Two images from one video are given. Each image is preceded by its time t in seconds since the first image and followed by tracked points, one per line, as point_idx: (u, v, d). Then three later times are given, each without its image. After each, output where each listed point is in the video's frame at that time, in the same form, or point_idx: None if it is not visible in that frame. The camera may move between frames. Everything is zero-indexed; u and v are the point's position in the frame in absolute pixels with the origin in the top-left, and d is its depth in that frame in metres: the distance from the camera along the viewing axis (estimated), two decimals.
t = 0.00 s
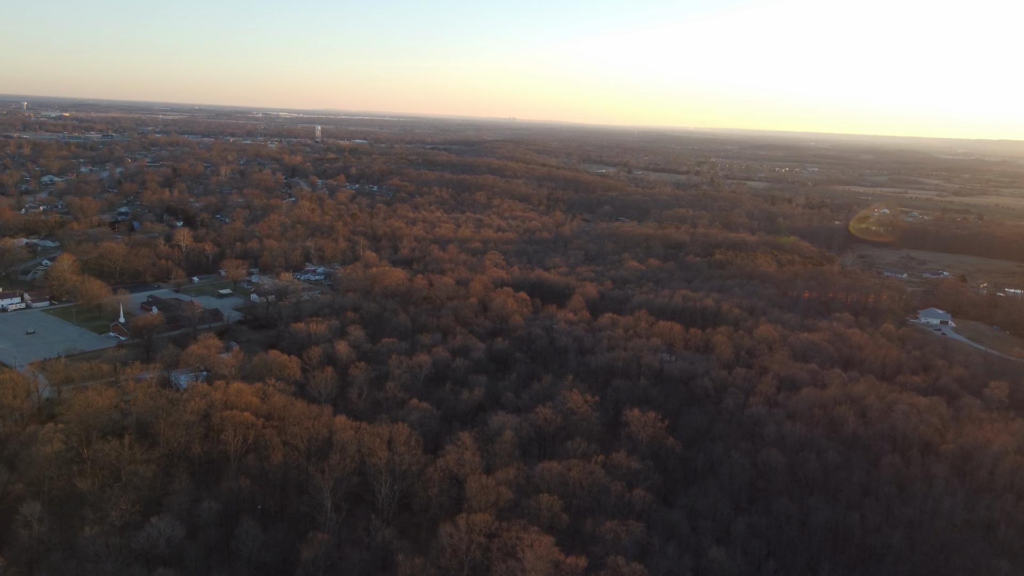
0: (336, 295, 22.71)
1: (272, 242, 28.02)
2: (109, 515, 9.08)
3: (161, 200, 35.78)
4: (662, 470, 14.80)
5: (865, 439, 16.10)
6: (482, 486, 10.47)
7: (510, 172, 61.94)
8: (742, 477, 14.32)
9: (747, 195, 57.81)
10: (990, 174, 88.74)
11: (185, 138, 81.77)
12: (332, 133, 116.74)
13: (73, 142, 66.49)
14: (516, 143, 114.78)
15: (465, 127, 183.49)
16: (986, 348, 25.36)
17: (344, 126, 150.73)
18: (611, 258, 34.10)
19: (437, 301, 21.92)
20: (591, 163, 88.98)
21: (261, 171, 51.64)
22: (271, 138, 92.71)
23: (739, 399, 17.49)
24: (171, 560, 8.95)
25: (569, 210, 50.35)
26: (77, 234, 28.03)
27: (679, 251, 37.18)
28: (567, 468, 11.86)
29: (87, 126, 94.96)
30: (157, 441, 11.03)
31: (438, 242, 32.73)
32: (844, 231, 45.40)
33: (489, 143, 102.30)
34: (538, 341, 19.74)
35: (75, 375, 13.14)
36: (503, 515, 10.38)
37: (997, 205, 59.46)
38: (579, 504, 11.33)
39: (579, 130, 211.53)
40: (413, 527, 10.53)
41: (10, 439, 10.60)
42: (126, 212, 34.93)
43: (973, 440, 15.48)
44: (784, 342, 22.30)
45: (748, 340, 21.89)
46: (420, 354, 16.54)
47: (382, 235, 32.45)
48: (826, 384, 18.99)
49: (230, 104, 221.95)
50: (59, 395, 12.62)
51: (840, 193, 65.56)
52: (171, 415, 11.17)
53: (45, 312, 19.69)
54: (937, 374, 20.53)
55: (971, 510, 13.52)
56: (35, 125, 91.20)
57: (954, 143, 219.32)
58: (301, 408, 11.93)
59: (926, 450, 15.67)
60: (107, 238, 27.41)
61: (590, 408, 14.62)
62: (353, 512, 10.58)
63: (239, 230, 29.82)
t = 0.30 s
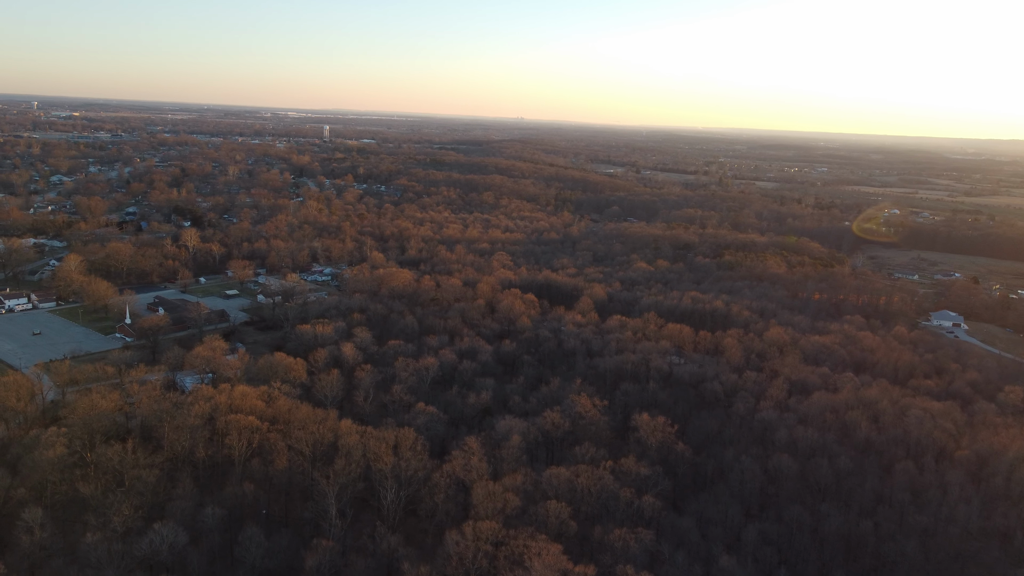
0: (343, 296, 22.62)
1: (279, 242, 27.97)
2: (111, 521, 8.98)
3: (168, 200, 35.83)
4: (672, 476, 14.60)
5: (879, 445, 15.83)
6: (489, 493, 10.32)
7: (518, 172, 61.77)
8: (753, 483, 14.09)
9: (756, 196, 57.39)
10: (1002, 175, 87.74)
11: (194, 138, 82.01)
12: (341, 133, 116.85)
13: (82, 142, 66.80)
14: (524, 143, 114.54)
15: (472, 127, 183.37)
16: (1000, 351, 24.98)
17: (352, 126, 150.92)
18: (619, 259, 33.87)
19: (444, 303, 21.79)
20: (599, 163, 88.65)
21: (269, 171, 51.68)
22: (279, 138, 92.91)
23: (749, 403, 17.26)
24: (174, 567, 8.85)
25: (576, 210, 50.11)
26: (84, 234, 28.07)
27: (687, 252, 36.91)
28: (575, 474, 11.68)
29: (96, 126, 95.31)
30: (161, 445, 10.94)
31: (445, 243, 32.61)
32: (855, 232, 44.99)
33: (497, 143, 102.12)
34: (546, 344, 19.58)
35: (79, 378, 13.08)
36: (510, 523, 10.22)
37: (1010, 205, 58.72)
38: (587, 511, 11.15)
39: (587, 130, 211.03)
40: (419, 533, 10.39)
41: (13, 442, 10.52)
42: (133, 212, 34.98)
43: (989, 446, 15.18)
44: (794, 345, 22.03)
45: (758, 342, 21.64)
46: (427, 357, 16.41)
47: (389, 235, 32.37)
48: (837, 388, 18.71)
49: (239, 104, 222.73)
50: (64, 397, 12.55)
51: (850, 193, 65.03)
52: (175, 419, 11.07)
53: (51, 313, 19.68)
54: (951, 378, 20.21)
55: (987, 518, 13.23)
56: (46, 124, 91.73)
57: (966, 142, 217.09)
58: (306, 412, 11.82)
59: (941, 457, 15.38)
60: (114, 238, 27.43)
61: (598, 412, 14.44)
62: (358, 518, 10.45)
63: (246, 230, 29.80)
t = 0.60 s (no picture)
0: (348, 297, 22.53)
1: (284, 243, 27.92)
2: (112, 527, 8.89)
3: (175, 201, 35.87)
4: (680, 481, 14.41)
5: (891, 450, 15.58)
6: (495, 499, 10.18)
7: (525, 172, 61.59)
8: (763, 490, 13.88)
9: (764, 196, 56.96)
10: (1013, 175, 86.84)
11: (202, 138, 82.21)
12: (348, 133, 116.94)
13: (90, 142, 67.08)
14: (531, 143, 114.27)
15: (479, 127, 183.22)
16: (1012, 354, 24.61)
17: (359, 125, 151.02)
18: (626, 260, 33.67)
19: (450, 305, 21.66)
20: (606, 163, 88.33)
21: (275, 170, 51.72)
22: (286, 138, 93.00)
23: (759, 407, 17.05)
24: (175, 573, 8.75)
25: (583, 211, 49.89)
26: (91, 234, 28.09)
27: (695, 253, 36.65)
28: (582, 480, 11.52)
29: (104, 126, 95.69)
30: (164, 448, 10.86)
31: (452, 243, 32.49)
32: (863, 233, 44.60)
33: (504, 142, 101.91)
34: (552, 346, 19.43)
35: (83, 380, 13.02)
36: (516, 530, 10.06)
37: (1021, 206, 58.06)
38: (595, 518, 10.99)
39: (594, 129, 210.54)
40: (424, 539, 10.26)
41: (15, 446, 10.46)
42: (140, 212, 35.05)
43: (1004, 452, 14.89)
44: (804, 347, 21.79)
45: (768, 345, 21.43)
46: (432, 359, 16.29)
47: (395, 236, 32.28)
48: (848, 393, 18.47)
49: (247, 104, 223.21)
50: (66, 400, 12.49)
51: (859, 193, 64.49)
52: (178, 422, 10.99)
53: (56, 314, 19.66)
54: (963, 382, 19.91)
55: (1002, 526, 12.97)
56: (55, 124, 92.20)
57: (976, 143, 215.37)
58: (311, 416, 11.71)
59: (954, 463, 15.11)
60: (121, 239, 27.45)
61: (606, 416, 14.27)
62: (363, 524, 10.32)
63: (252, 230, 29.77)
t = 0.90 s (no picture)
0: (354, 298, 22.42)
1: (290, 243, 27.84)
2: (113, 533, 8.78)
3: (181, 201, 35.87)
4: (689, 487, 14.21)
5: (902, 455, 15.34)
6: (501, 506, 10.02)
7: (531, 172, 61.38)
8: (773, 496, 13.68)
9: (772, 196, 56.59)
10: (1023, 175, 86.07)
11: (209, 138, 82.37)
12: (354, 133, 116.99)
13: (98, 142, 67.29)
14: (538, 143, 114.03)
15: (485, 126, 183.05)
16: None
17: (366, 125, 151.14)
18: (633, 261, 33.46)
19: (455, 306, 21.54)
20: (613, 163, 88.00)
21: (282, 170, 51.72)
22: (293, 138, 93.04)
23: (768, 412, 16.84)
24: None
25: (589, 211, 49.69)
26: (97, 235, 28.09)
27: (702, 254, 36.38)
28: (589, 486, 11.36)
29: (111, 125, 96.00)
30: (166, 453, 10.75)
31: (458, 244, 32.36)
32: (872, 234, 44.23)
33: (510, 142, 101.73)
34: (559, 349, 19.28)
35: (85, 383, 12.93)
36: (522, 538, 9.90)
37: None
38: (602, 525, 10.81)
39: (600, 129, 210.09)
40: (429, 545, 10.12)
41: (15, 450, 10.37)
42: (146, 212, 35.07)
43: (1018, 458, 14.62)
44: (813, 350, 21.54)
45: (776, 348, 21.19)
46: (437, 362, 16.15)
47: (401, 236, 32.18)
48: (858, 397, 18.22)
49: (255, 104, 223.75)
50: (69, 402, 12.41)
51: (867, 194, 63.98)
52: (180, 426, 10.88)
53: (61, 315, 19.63)
54: (975, 385, 19.61)
55: (1017, 534, 12.71)
56: (63, 123, 92.57)
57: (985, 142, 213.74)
58: (314, 420, 11.60)
59: (967, 469, 14.85)
60: (126, 239, 27.43)
61: (613, 420, 14.09)
62: (366, 531, 10.19)
63: (258, 230, 29.71)
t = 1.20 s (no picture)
0: (359, 300, 22.31)
1: (296, 244, 27.79)
2: (113, 540, 8.69)
3: (187, 201, 35.88)
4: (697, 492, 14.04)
5: (915, 461, 15.09)
6: (507, 513, 9.87)
7: (538, 172, 61.19)
8: (783, 502, 13.48)
9: (780, 197, 56.22)
10: None
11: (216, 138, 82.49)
12: (361, 133, 116.98)
13: (106, 142, 67.46)
14: (544, 142, 113.72)
15: (492, 126, 182.85)
16: None
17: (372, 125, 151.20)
18: (640, 262, 33.24)
19: (461, 308, 21.40)
20: (620, 163, 87.65)
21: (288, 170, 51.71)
22: (300, 138, 93.08)
23: (778, 416, 16.63)
24: None
25: (596, 211, 49.46)
26: (102, 235, 28.09)
27: (710, 255, 36.11)
28: (596, 492, 11.20)
29: (118, 125, 96.30)
30: (168, 457, 10.65)
31: (464, 244, 32.22)
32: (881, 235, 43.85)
33: (517, 142, 101.45)
34: (565, 351, 19.12)
35: (88, 385, 12.85)
36: (528, 546, 9.76)
37: None
38: (610, 532, 10.64)
39: (607, 129, 209.67)
40: (433, 552, 9.98)
41: (16, 454, 10.28)
42: (152, 212, 35.09)
43: None
44: (823, 353, 21.29)
45: (786, 351, 20.96)
46: (443, 364, 16.00)
47: (407, 236, 32.06)
48: (869, 401, 17.98)
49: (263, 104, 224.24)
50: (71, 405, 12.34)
51: (876, 194, 63.46)
52: (183, 430, 10.77)
53: (65, 316, 19.60)
54: (988, 389, 19.31)
55: None
56: (71, 123, 92.86)
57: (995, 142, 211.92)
58: (318, 424, 11.47)
59: (981, 476, 14.59)
60: (131, 239, 27.41)
61: (621, 424, 13.92)
62: (370, 537, 10.06)
63: (263, 231, 29.65)
